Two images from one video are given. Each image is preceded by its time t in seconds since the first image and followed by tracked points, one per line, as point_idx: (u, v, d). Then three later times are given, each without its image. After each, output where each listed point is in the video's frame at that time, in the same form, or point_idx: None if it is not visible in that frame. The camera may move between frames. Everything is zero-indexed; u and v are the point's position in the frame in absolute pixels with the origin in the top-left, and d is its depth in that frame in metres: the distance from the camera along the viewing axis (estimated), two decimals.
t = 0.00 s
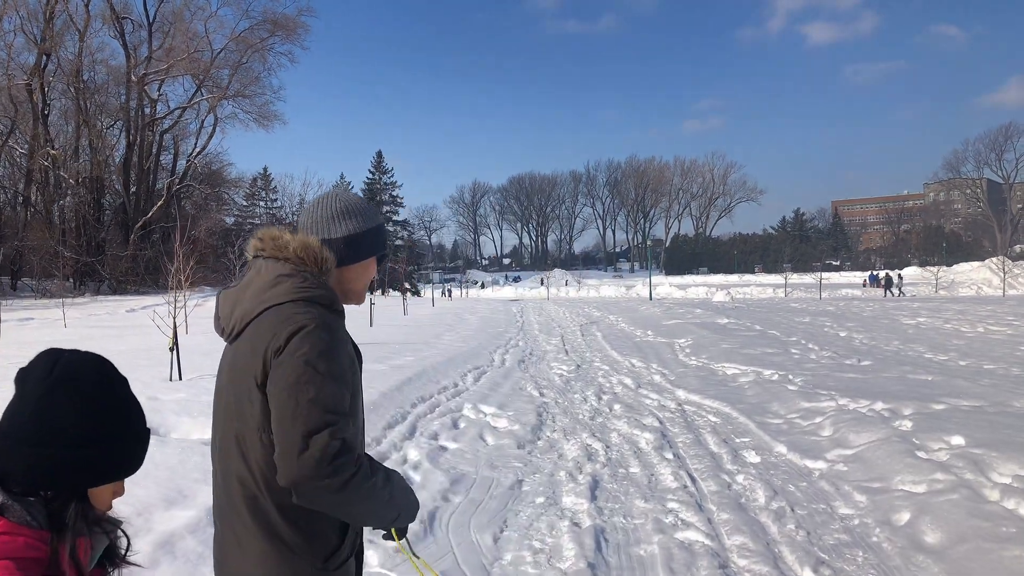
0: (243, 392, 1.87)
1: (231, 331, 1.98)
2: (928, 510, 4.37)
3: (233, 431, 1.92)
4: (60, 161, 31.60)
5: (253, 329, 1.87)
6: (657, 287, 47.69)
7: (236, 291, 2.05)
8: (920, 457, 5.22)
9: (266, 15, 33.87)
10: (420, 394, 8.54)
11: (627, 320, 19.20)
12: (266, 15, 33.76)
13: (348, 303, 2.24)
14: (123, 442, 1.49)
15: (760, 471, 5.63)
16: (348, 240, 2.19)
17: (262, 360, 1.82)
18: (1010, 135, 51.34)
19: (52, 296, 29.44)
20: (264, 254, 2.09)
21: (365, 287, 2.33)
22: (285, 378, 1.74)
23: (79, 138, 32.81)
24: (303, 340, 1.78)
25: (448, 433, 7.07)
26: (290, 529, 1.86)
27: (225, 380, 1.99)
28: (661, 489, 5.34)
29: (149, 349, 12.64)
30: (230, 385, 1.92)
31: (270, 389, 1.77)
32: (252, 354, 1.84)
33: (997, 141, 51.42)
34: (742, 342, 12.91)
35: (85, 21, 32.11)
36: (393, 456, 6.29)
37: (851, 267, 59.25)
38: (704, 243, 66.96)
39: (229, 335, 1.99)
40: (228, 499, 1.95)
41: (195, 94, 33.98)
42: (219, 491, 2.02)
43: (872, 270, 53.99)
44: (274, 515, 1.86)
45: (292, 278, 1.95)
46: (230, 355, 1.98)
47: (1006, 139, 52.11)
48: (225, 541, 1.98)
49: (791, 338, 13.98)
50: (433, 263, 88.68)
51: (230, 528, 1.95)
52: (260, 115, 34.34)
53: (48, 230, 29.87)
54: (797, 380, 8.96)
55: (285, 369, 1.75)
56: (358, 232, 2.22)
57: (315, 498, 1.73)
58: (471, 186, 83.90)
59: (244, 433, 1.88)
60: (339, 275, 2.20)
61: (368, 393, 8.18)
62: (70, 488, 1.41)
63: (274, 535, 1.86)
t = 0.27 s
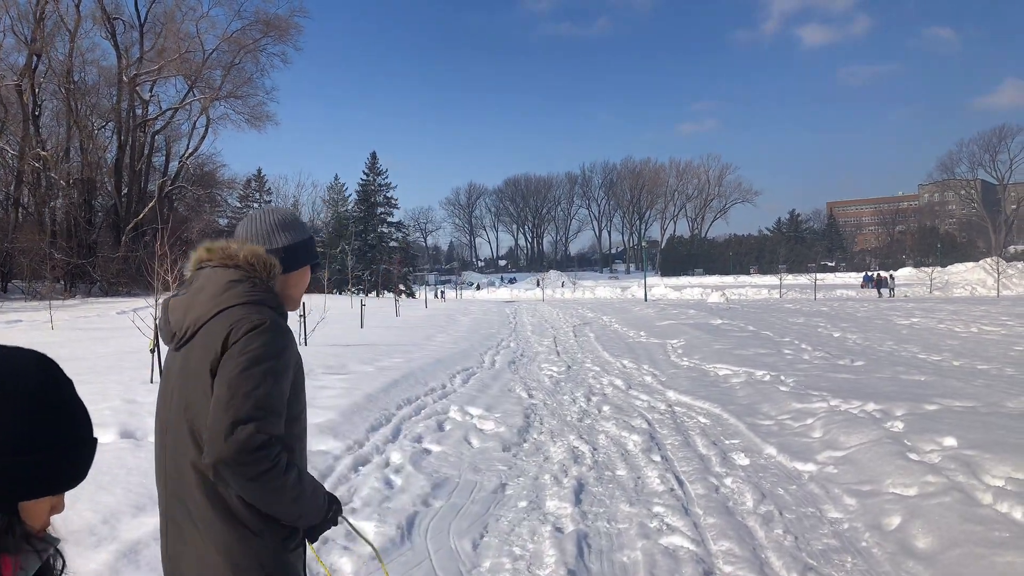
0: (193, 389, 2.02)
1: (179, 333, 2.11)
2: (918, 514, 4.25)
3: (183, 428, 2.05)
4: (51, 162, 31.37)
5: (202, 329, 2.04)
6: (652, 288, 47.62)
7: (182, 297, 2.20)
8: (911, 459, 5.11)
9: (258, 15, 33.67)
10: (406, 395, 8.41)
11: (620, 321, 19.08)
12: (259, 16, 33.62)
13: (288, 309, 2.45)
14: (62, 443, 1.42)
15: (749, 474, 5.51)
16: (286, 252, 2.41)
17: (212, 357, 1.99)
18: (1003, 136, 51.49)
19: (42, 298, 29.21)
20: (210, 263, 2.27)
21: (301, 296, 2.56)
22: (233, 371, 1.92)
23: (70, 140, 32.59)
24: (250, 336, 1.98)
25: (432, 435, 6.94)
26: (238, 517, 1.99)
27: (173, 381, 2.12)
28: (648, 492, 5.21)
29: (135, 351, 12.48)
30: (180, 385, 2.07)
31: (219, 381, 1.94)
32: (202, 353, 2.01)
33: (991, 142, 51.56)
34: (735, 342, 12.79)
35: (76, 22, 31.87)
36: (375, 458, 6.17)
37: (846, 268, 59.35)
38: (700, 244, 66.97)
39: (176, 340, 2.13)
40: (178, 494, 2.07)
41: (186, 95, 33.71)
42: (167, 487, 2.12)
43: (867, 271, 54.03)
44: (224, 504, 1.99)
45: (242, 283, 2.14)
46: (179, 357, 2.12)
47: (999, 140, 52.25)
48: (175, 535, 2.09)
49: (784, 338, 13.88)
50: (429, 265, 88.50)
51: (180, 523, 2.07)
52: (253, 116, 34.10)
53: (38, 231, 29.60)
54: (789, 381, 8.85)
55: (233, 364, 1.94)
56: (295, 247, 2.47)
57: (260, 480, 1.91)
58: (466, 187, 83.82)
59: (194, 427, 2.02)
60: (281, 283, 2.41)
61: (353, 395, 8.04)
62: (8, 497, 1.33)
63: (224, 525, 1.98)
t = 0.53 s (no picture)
0: (157, 380, 2.08)
1: (138, 324, 2.11)
2: (908, 530, 4.10)
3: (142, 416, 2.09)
4: (42, 165, 31.08)
5: (169, 321, 2.08)
6: (648, 291, 47.49)
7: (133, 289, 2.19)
8: (902, 471, 4.96)
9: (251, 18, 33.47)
10: (390, 403, 8.26)
11: (613, 325, 18.93)
12: (252, 18, 33.41)
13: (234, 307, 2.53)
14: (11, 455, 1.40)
15: (735, 485, 5.35)
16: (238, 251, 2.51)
17: (183, 351, 2.05)
18: (999, 139, 51.53)
19: (32, 302, 28.93)
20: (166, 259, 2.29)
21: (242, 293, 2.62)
22: (206, 364, 2.02)
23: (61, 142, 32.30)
24: (222, 332, 2.08)
25: (414, 445, 6.80)
26: (205, 506, 2.09)
27: (129, 371, 2.13)
28: (631, 505, 5.06)
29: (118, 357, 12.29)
30: (140, 373, 2.09)
31: (191, 373, 2.03)
32: (172, 343, 2.06)
33: (986, 146, 51.60)
34: (727, 348, 12.65)
35: (67, 24, 31.63)
36: (352, 470, 6.05)
37: (842, 271, 59.32)
38: (696, 247, 66.94)
39: (133, 332, 2.12)
40: (130, 484, 2.08)
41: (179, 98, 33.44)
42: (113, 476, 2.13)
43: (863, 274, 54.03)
44: (183, 495, 2.06)
45: (204, 280, 2.21)
46: (135, 349, 2.12)
47: (995, 144, 52.30)
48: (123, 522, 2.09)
49: (777, 343, 13.74)
50: (425, 268, 88.24)
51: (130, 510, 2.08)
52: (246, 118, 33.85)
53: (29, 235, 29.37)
54: (780, 388, 8.71)
55: (208, 357, 2.04)
56: (244, 245, 2.56)
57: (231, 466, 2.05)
58: (463, 190, 83.66)
59: (157, 419, 2.08)
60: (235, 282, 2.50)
61: (335, 403, 7.89)
62: None
63: (184, 516, 2.06)
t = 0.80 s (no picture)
0: (135, 396, 2.06)
1: (116, 341, 2.07)
2: (897, 539, 3.99)
3: (115, 429, 2.06)
4: (37, 166, 30.97)
5: (150, 339, 2.07)
6: (646, 293, 47.40)
7: (108, 305, 2.11)
8: (892, 476, 4.85)
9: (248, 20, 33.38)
10: (377, 407, 8.16)
11: (609, 327, 18.83)
12: (248, 20, 33.35)
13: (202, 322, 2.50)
14: None
15: (723, 491, 5.23)
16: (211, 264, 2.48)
17: (163, 370, 2.05)
18: (997, 141, 51.45)
19: (26, 304, 28.82)
20: (139, 277, 2.21)
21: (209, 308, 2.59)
22: (186, 384, 2.04)
23: (57, 144, 32.18)
24: (202, 353, 2.10)
25: (399, 449, 6.70)
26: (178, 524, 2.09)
27: (105, 385, 2.09)
28: (616, 511, 4.94)
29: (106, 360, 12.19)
30: (114, 386, 2.07)
31: (172, 392, 2.03)
32: (154, 359, 2.06)
33: (984, 147, 51.53)
34: (721, 350, 12.54)
35: (63, 25, 31.52)
36: (333, 475, 5.95)
37: (841, 272, 59.23)
38: (694, 249, 66.88)
39: (109, 349, 2.08)
40: (102, 494, 2.04)
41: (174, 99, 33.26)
42: (80, 484, 2.08)
43: (862, 275, 53.97)
44: (158, 505, 2.06)
45: (182, 300, 2.19)
46: (113, 366, 2.08)
47: (993, 146, 52.24)
48: (91, 531, 2.04)
49: (773, 345, 13.63)
50: (423, 270, 88.14)
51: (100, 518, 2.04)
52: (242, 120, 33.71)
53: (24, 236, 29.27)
54: (773, 391, 8.59)
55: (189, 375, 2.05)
56: (215, 256, 2.52)
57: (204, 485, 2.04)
58: (461, 193, 83.60)
59: (135, 433, 2.07)
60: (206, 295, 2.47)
61: (320, 407, 7.78)
62: None
63: (159, 521, 2.05)
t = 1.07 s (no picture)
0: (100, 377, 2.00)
1: (83, 322, 2.02)
2: (885, 543, 3.85)
3: (79, 407, 2.03)
4: (30, 165, 30.76)
5: (116, 321, 2.00)
6: (643, 292, 47.30)
7: (79, 286, 2.07)
8: (883, 478, 4.71)
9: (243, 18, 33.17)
10: (362, 407, 8.01)
11: (603, 327, 18.68)
12: (243, 18, 33.18)
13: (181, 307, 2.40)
14: None
15: (710, 494, 5.07)
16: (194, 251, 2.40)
17: (125, 352, 1.98)
18: (995, 140, 51.36)
19: (18, 304, 28.62)
20: (112, 260, 2.15)
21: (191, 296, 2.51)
22: (142, 372, 1.95)
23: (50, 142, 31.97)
24: (163, 341, 2.01)
25: (381, 450, 6.55)
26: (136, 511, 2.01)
27: (73, 362, 2.04)
28: (599, 515, 4.79)
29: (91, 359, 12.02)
30: (78, 364, 2.02)
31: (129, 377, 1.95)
32: (117, 343, 1.99)
33: (983, 147, 51.42)
34: (715, 349, 12.40)
35: (56, 22, 31.28)
36: (312, 477, 5.81)
37: (840, 272, 59.15)
38: (692, 248, 66.81)
39: (77, 328, 2.03)
40: (71, 469, 2.02)
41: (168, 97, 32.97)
42: (45, 457, 2.06)
43: (860, 275, 53.91)
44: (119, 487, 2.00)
45: (150, 284, 2.10)
46: (80, 344, 2.04)
47: (991, 145, 52.14)
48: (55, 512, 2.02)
49: (767, 344, 13.51)
50: (421, 270, 87.93)
51: (65, 492, 2.02)
52: (238, 119, 33.50)
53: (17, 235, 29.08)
54: (764, 391, 8.45)
55: (145, 363, 1.96)
56: (201, 243, 2.44)
57: (145, 477, 1.90)
58: (459, 192, 83.41)
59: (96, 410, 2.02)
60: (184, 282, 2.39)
61: (303, 407, 7.62)
62: None
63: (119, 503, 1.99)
